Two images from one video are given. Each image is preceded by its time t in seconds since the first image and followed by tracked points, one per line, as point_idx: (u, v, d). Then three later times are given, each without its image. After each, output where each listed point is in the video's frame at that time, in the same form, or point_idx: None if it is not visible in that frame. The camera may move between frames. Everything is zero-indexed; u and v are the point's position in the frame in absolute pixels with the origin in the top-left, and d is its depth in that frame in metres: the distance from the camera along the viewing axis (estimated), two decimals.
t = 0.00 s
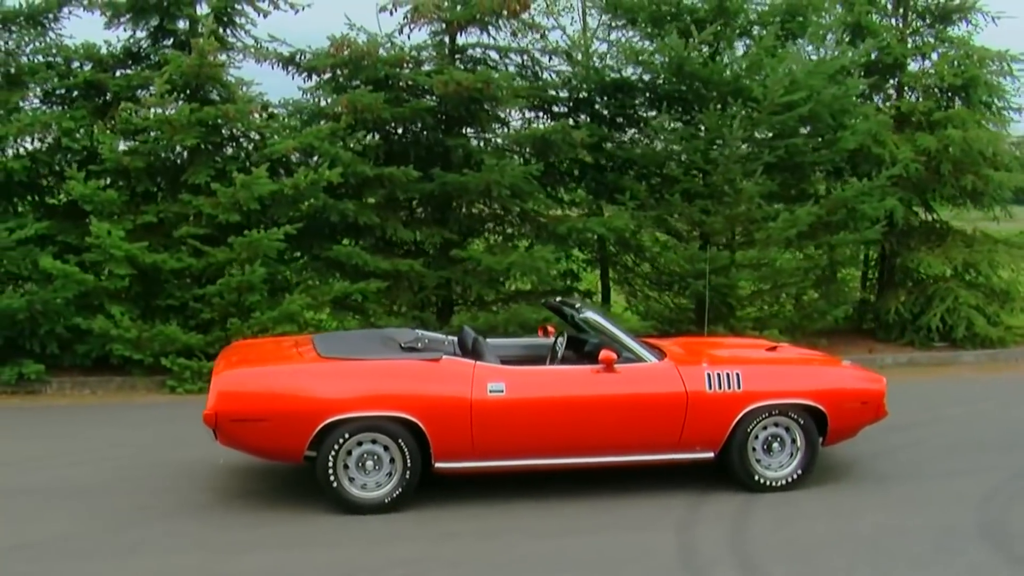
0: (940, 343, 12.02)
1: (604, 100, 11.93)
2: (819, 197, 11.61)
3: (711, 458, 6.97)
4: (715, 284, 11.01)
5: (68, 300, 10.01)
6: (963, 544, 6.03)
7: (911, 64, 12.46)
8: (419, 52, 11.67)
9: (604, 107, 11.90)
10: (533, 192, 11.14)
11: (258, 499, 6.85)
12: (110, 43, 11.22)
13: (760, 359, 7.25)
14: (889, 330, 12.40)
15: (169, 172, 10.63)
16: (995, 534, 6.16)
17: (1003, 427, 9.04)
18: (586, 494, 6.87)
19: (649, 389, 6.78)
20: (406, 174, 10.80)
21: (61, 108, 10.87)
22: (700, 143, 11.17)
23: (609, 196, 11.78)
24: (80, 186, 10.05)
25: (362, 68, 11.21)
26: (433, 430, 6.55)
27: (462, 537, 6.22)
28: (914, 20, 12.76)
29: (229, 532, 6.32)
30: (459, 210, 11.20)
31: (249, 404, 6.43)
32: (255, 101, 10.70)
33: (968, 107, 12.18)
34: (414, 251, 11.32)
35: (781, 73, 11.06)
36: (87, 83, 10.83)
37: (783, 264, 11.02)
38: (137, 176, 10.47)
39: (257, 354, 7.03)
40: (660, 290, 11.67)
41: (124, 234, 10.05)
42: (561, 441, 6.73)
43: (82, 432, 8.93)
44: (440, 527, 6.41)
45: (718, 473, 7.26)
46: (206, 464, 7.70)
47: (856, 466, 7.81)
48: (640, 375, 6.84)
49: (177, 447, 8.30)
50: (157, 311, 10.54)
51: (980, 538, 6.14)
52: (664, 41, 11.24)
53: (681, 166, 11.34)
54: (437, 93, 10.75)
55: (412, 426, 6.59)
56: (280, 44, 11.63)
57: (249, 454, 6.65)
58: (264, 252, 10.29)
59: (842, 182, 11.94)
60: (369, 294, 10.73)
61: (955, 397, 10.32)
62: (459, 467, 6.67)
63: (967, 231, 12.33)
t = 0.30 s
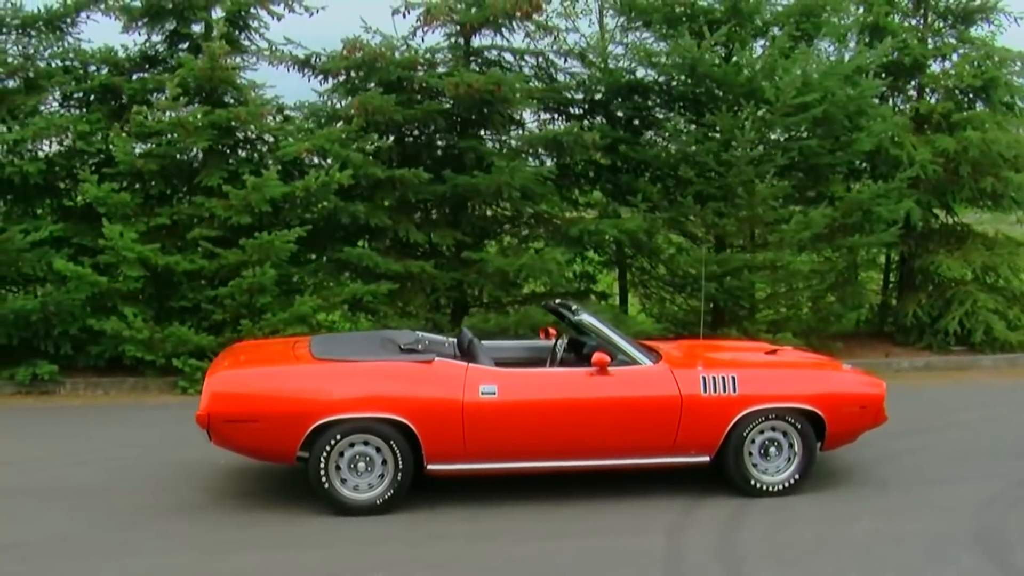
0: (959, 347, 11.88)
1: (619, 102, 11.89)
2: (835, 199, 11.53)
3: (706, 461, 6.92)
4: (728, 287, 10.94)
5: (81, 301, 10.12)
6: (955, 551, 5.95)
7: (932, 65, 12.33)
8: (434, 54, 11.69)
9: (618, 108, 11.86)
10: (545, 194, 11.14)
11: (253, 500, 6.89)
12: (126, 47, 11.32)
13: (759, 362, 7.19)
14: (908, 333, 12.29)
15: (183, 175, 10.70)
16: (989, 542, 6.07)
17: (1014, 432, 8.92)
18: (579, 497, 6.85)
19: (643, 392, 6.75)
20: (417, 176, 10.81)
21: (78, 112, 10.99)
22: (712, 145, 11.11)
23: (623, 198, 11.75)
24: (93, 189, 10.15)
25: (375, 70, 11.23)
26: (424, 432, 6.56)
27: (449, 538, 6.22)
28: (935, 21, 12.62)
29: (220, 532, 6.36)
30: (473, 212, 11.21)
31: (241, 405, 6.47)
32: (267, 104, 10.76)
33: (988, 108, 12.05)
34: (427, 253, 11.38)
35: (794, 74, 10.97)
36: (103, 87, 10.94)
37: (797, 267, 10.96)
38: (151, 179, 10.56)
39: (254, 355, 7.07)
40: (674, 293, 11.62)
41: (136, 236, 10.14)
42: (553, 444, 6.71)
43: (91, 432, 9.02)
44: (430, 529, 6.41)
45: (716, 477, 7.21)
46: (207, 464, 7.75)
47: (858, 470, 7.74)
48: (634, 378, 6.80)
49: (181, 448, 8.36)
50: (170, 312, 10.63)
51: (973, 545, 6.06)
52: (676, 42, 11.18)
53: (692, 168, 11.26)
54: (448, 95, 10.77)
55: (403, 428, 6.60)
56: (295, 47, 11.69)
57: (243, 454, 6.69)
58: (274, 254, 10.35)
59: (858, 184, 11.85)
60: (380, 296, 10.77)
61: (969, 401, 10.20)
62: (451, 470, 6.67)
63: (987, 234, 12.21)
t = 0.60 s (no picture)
0: (981, 350, 11.72)
1: (636, 102, 11.85)
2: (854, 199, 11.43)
3: (704, 464, 6.87)
4: (744, 288, 10.87)
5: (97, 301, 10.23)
6: (951, 557, 5.87)
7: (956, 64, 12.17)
8: (451, 55, 11.70)
9: (637, 108, 11.83)
10: (560, 194, 11.12)
11: (250, 499, 6.93)
12: (146, 49, 11.42)
13: (760, 364, 7.12)
14: (930, 335, 12.15)
15: (200, 176, 10.79)
16: (987, 549, 5.98)
17: None
18: (576, 499, 6.82)
19: (639, 394, 6.71)
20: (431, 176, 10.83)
21: (97, 113, 11.10)
22: (728, 145, 11.04)
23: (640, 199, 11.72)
24: (110, 189, 10.26)
25: (391, 71, 11.25)
26: (418, 433, 6.55)
27: (440, 539, 6.21)
28: (959, 19, 12.45)
29: (214, 531, 6.40)
30: (489, 213, 11.23)
31: (236, 405, 6.50)
32: (283, 105, 10.82)
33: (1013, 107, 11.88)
34: (443, 254, 11.42)
35: (811, 73, 10.88)
36: (122, 89, 11.05)
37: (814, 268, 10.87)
38: (168, 180, 10.67)
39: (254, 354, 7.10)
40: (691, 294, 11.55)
41: (152, 237, 10.25)
42: (549, 446, 6.68)
43: (102, 432, 9.10)
44: (422, 530, 6.41)
45: (716, 480, 7.16)
46: (212, 464, 7.81)
47: (864, 475, 7.66)
48: (631, 379, 6.77)
49: (189, 447, 8.43)
50: (187, 312, 10.72)
51: (971, 551, 5.97)
52: (692, 41, 11.12)
53: (709, 168, 11.19)
54: (462, 95, 10.78)
55: (399, 428, 6.61)
56: (313, 48, 11.76)
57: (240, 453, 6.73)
58: (288, 254, 10.40)
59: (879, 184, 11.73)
60: (394, 296, 10.80)
61: (988, 405, 10.07)
62: (447, 471, 6.66)
63: (1010, 235, 12.05)
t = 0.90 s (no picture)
0: (1005, 351, 11.56)
1: (653, 102, 11.79)
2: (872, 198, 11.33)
3: (703, 466, 6.82)
4: (760, 288, 10.79)
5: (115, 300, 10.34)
6: (946, 562, 5.79)
7: (982, 61, 11.96)
8: (468, 54, 11.71)
9: (655, 108, 11.79)
10: (575, 194, 11.09)
11: (250, 498, 6.97)
12: (165, 50, 11.52)
13: (761, 365, 7.07)
14: (954, 336, 12.00)
15: (218, 176, 10.88)
16: (984, 554, 5.89)
17: None
18: (573, 500, 6.79)
19: (636, 395, 6.67)
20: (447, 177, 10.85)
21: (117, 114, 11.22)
22: (744, 144, 10.95)
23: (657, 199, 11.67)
24: (127, 190, 10.37)
25: (407, 71, 11.27)
26: (414, 433, 6.56)
27: (433, 539, 6.22)
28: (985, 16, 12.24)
29: (211, 528, 6.45)
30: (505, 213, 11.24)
31: (232, 404, 6.54)
32: (298, 106, 10.87)
33: None
34: (460, 253, 11.43)
35: (828, 71, 10.77)
36: (141, 90, 11.15)
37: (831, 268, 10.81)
38: (185, 180, 10.78)
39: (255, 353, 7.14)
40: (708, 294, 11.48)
41: (168, 237, 10.35)
42: (545, 447, 6.67)
43: (116, 429, 9.20)
44: (417, 529, 6.42)
45: (717, 481, 7.10)
46: (218, 461, 7.87)
47: (870, 477, 7.57)
48: (628, 380, 6.73)
49: (199, 445, 8.50)
50: (204, 311, 10.82)
51: (967, 555, 5.88)
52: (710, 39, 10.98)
53: (726, 168, 11.12)
54: (476, 95, 10.78)
55: (395, 428, 6.62)
56: (332, 48, 11.82)
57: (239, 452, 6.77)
58: (303, 254, 10.48)
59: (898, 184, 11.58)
60: (407, 296, 10.82)
61: (1006, 407, 9.94)
62: (443, 471, 6.67)
63: None
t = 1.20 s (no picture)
0: None
1: (670, 100, 11.75)
2: (892, 197, 11.22)
3: (701, 467, 6.77)
4: (776, 288, 10.70)
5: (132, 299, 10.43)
6: (940, 566, 5.70)
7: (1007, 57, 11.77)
8: (486, 54, 11.73)
9: (672, 107, 11.75)
10: (590, 193, 11.07)
11: (249, 496, 7.01)
12: (184, 51, 11.62)
13: (762, 365, 7.00)
14: (977, 337, 11.83)
15: (236, 175, 11.03)
16: (981, 558, 5.80)
17: None
18: (571, 501, 6.77)
19: (632, 396, 6.64)
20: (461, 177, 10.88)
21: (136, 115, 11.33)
22: (760, 142, 10.87)
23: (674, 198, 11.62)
24: (144, 190, 10.47)
25: (424, 71, 11.30)
26: (408, 432, 6.57)
27: (426, 538, 6.21)
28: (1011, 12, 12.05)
29: (207, 526, 6.49)
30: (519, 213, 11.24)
31: (228, 402, 6.58)
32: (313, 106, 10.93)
33: None
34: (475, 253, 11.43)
35: (845, 69, 10.65)
36: (159, 91, 11.26)
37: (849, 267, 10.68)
38: (202, 180, 10.88)
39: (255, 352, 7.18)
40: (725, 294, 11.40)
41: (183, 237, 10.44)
42: (541, 447, 6.65)
43: (129, 427, 9.29)
44: (410, 529, 6.42)
45: (717, 483, 7.05)
46: (223, 460, 7.93)
47: (875, 479, 7.48)
48: (625, 380, 6.70)
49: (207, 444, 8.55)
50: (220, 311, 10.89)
51: (963, 559, 5.79)
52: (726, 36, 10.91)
53: (742, 167, 11.04)
54: (490, 95, 10.79)
55: (390, 428, 6.63)
56: (350, 48, 11.87)
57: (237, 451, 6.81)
58: (317, 254, 10.53)
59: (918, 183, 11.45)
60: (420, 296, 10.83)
61: None
62: (438, 471, 6.67)
63: None
